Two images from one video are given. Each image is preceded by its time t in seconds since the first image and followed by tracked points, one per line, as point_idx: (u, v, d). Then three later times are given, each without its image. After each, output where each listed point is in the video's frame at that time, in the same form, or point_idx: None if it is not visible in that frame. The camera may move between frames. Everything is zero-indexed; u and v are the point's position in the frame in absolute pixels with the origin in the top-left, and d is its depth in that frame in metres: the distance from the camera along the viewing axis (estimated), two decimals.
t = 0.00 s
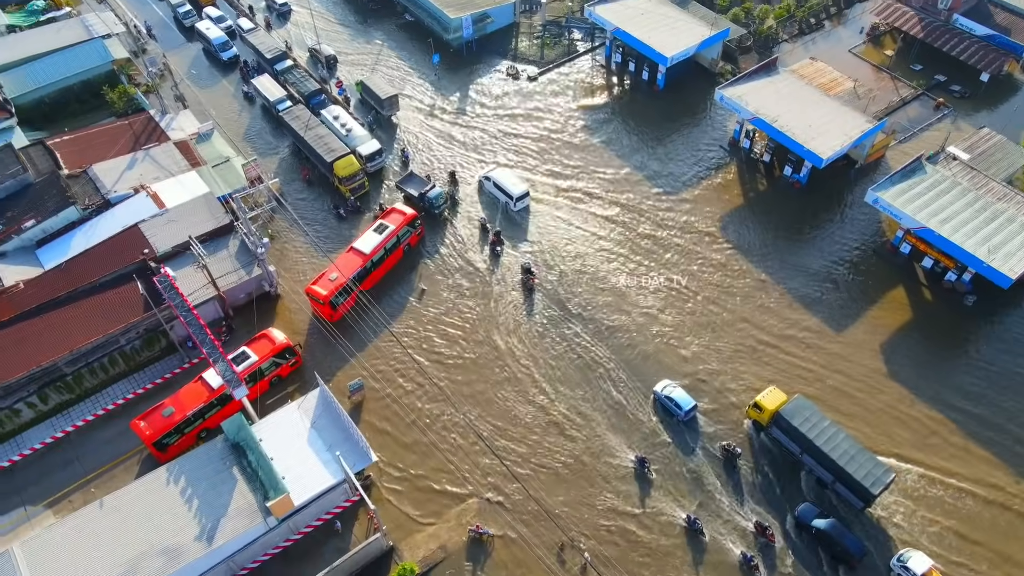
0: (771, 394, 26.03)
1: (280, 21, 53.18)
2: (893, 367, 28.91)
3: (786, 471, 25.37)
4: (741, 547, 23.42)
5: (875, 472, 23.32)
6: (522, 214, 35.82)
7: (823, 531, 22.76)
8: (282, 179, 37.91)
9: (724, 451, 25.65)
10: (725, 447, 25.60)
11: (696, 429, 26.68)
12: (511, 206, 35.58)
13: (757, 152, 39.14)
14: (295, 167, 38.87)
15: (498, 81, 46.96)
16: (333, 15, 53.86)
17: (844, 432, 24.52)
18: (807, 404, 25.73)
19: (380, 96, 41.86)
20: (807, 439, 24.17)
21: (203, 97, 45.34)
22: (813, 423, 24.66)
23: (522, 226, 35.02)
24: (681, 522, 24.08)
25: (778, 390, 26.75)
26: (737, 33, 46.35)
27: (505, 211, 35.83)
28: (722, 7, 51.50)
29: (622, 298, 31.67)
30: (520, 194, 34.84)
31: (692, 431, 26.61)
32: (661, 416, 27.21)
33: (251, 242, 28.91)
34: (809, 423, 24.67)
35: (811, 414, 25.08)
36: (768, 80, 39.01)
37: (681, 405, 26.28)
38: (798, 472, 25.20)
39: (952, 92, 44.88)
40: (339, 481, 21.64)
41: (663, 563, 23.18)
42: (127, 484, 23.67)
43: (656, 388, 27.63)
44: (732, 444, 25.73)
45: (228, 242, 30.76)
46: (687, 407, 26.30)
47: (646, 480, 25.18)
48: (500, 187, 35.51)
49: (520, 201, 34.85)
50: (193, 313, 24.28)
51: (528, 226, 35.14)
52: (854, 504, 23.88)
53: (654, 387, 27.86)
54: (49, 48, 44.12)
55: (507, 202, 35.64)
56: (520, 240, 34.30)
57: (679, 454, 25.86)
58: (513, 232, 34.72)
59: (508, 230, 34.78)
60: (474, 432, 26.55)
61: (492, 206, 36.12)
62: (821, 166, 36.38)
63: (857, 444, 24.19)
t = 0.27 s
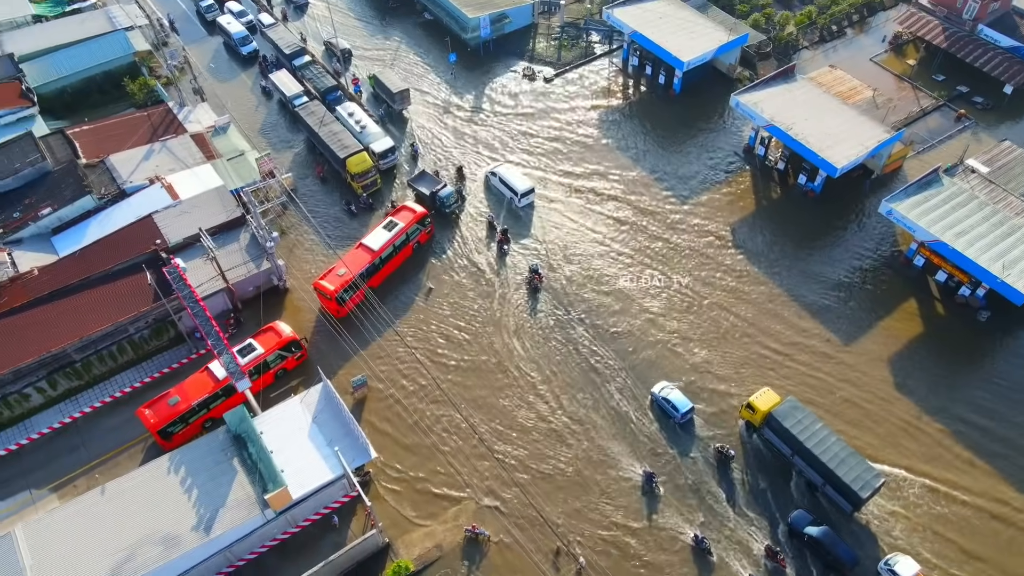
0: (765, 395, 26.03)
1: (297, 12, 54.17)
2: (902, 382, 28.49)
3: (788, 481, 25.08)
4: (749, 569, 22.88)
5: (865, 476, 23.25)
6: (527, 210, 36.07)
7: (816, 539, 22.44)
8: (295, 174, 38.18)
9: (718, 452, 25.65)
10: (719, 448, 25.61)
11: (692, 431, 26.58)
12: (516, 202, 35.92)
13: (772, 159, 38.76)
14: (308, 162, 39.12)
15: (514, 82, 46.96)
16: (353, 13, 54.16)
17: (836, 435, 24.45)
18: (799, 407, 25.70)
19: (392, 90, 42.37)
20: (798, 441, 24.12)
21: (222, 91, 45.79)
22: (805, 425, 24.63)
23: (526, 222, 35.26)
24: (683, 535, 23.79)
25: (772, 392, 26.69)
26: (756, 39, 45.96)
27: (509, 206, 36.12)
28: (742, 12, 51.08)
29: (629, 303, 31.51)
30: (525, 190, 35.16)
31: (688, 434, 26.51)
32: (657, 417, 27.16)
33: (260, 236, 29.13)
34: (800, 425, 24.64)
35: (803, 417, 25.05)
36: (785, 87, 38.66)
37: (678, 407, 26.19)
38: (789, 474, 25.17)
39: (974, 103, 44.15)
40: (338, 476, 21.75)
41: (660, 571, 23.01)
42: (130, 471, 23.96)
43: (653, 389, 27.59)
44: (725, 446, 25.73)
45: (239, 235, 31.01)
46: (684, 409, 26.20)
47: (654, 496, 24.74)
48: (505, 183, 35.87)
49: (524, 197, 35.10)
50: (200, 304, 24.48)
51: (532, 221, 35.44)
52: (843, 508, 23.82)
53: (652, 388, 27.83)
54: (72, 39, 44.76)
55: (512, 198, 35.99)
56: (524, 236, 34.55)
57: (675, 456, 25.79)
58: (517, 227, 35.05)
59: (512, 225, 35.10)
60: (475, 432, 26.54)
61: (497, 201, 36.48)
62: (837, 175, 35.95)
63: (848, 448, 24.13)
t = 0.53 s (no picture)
0: (758, 396, 25.93)
1: (314, 9, 54.39)
2: (911, 397, 28.10)
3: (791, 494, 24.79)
4: None
5: (855, 481, 23.10)
6: (532, 207, 36.42)
7: (806, 547, 22.36)
8: (308, 170, 38.42)
9: (712, 455, 25.57)
10: (713, 451, 25.52)
11: (689, 435, 26.52)
12: (521, 199, 36.24)
13: (787, 168, 38.35)
14: (322, 159, 39.35)
15: (530, 84, 46.92)
16: (372, 11, 54.41)
17: (828, 439, 24.29)
18: (793, 409, 25.55)
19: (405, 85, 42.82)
20: (789, 442, 24.07)
21: (240, 86, 46.20)
22: (797, 428, 24.48)
23: (531, 219, 35.57)
24: (691, 557, 23.36)
25: (766, 394, 26.60)
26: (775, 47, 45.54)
27: (514, 203, 36.50)
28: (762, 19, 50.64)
29: (635, 308, 31.37)
30: (530, 187, 35.47)
31: (684, 437, 26.46)
32: (654, 418, 27.14)
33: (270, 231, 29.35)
34: (792, 427, 24.50)
35: (796, 419, 24.91)
36: (803, 95, 38.32)
37: (675, 410, 26.17)
38: (779, 477, 25.11)
39: (997, 116, 43.41)
40: (337, 472, 21.85)
41: None
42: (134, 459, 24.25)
43: (652, 391, 27.54)
44: (719, 449, 25.64)
45: (250, 230, 31.26)
46: (681, 412, 26.17)
47: (660, 513, 24.37)
48: (511, 180, 36.23)
49: (529, 194, 35.44)
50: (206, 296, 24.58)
51: (537, 218, 35.76)
52: (832, 511, 23.69)
53: (650, 390, 27.76)
54: (95, 31, 45.34)
55: (518, 195, 36.32)
56: (527, 232, 34.82)
57: (669, 459, 25.76)
58: (521, 224, 35.40)
59: (517, 222, 35.44)
60: (477, 433, 26.56)
61: (503, 197, 36.85)
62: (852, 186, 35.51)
63: (839, 451, 23.98)
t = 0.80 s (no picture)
0: (754, 399, 26.03)
1: (332, 4, 55.88)
2: (919, 415, 27.66)
3: (792, 508, 24.51)
4: None
5: (845, 486, 23.18)
6: (537, 205, 36.75)
7: (798, 554, 22.15)
8: (322, 167, 38.66)
9: (708, 460, 25.60)
10: (709, 456, 25.52)
11: (686, 439, 26.45)
12: (527, 196, 36.59)
13: (802, 179, 37.97)
14: (336, 156, 39.57)
15: (546, 87, 46.88)
16: (392, 11, 54.70)
17: (821, 443, 24.35)
18: (787, 412, 25.61)
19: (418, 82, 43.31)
20: (780, 445, 24.17)
21: (258, 83, 46.64)
22: (790, 431, 24.59)
23: (535, 217, 35.92)
24: None
25: (761, 397, 26.68)
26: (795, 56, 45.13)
27: (520, 200, 36.88)
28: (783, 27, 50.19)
29: (643, 316, 31.21)
30: (537, 185, 35.79)
31: (681, 442, 26.38)
32: (652, 422, 27.11)
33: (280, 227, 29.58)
34: (785, 431, 24.63)
35: (790, 422, 25.00)
36: (820, 105, 37.99)
37: (672, 413, 26.12)
38: (771, 480, 25.17)
39: (1020, 132, 42.64)
40: (336, 470, 21.98)
41: None
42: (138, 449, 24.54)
43: (651, 395, 27.49)
44: (714, 454, 25.61)
45: (261, 225, 31.51)
46: (679, 416, 26.12)
47: (666, 531, 23.99)
48: (518, 177, 36.60)
49: (535, 192, 35.73)
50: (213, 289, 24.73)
51: (541, 216, 36.09)
52: (822, 515, 23.78)
53: (650, 395, 27.64)
54: (119, 25, 46.02)
55: (524, 193, 36.66)
56: (532, 230, 35.19)
57: (664, 462, 25.71)
58: (526, 221, 35.75)
59: (521, 219, 35.80)
60: (478, 436, 26.55)
61: (509, 194, 37.24)
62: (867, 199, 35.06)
63: (831, 456, 24.06)
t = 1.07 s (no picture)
0: (748, 402, 25.93)
1: (352, 3, 56.21)
2: (928, 433, 27.23)
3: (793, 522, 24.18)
4: None
5: (836, 491, 22.90)
6: (543, 204, 37.11)
7: (789, 563, 21.72)
8: (335, 165, 38.84)
9: (703, 464, 25.38)
10: (704, 460, 25.30)
11: (684, 444, 26.33)
12: (533, 195, 36.92)
13: (816, 190, 37.54)
14: (350, 155, 39.74)
15: (562, 91, 46.81)
16: (412, 12, 54.93)
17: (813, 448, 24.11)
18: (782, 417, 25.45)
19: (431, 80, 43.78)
20: (773, 448, 24.01)
21: (277, 80, 47.04)
22: (783, 435, 24.44)
23: (540, 216, 36.26)
24: None
25: (756, 400, 26.57)
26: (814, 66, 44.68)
27: (527, 199, 37.25)
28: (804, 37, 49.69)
29: (650, 324, 31.03)
30: (543, 184, 36.10)
31: (678, 446, 26.26)
32: (650, 424, 26.98)
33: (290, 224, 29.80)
34: (778, 434, 24.47)
35: (783, 426, 24.83)
36: (838, 116, 37.63)
37: (670, 418, 25.94)
38: (762, 482, 24.99)
39: None
40: (335, 468, 22.10)
41: None
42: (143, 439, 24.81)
43: (649, 398, 27.36)
44: (709, 458, 25.46)
45: (272, 222, 31.75)
46: (676, 420, 25.97)
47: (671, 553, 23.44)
48: (526, 176, 36.94)
49: (541, 191, 36.04)
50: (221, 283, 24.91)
51: (546, 215, 36.43)
52: (812, 521, 23.55)
53: (649, 397, 27.46)
54: (143, 19, 46.63)
55: (530, 191, 36.99)
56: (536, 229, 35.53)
57: (661, 467, 25.60)
58: (531, 220, 36.09)
59: (526, 217, 36.15)
60: (479, 438, 26.50)
61: (515, 192, 37.58)
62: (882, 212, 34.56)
63: (824, 461, 23.81)
